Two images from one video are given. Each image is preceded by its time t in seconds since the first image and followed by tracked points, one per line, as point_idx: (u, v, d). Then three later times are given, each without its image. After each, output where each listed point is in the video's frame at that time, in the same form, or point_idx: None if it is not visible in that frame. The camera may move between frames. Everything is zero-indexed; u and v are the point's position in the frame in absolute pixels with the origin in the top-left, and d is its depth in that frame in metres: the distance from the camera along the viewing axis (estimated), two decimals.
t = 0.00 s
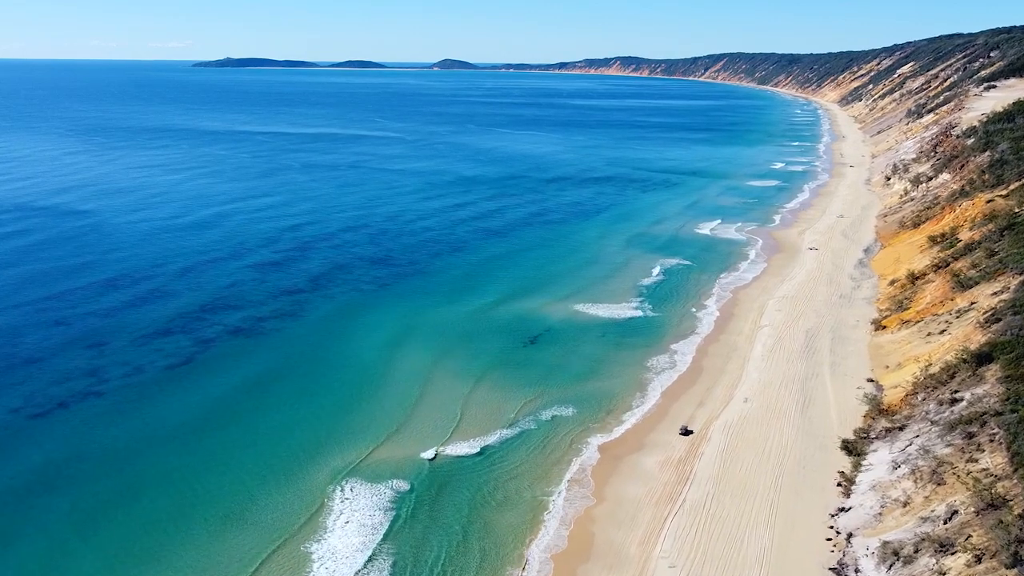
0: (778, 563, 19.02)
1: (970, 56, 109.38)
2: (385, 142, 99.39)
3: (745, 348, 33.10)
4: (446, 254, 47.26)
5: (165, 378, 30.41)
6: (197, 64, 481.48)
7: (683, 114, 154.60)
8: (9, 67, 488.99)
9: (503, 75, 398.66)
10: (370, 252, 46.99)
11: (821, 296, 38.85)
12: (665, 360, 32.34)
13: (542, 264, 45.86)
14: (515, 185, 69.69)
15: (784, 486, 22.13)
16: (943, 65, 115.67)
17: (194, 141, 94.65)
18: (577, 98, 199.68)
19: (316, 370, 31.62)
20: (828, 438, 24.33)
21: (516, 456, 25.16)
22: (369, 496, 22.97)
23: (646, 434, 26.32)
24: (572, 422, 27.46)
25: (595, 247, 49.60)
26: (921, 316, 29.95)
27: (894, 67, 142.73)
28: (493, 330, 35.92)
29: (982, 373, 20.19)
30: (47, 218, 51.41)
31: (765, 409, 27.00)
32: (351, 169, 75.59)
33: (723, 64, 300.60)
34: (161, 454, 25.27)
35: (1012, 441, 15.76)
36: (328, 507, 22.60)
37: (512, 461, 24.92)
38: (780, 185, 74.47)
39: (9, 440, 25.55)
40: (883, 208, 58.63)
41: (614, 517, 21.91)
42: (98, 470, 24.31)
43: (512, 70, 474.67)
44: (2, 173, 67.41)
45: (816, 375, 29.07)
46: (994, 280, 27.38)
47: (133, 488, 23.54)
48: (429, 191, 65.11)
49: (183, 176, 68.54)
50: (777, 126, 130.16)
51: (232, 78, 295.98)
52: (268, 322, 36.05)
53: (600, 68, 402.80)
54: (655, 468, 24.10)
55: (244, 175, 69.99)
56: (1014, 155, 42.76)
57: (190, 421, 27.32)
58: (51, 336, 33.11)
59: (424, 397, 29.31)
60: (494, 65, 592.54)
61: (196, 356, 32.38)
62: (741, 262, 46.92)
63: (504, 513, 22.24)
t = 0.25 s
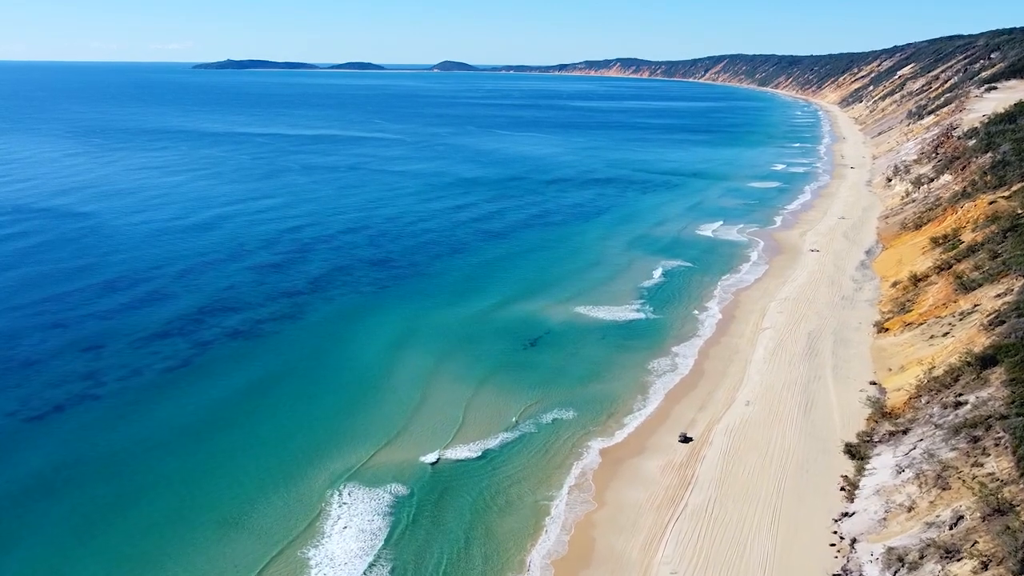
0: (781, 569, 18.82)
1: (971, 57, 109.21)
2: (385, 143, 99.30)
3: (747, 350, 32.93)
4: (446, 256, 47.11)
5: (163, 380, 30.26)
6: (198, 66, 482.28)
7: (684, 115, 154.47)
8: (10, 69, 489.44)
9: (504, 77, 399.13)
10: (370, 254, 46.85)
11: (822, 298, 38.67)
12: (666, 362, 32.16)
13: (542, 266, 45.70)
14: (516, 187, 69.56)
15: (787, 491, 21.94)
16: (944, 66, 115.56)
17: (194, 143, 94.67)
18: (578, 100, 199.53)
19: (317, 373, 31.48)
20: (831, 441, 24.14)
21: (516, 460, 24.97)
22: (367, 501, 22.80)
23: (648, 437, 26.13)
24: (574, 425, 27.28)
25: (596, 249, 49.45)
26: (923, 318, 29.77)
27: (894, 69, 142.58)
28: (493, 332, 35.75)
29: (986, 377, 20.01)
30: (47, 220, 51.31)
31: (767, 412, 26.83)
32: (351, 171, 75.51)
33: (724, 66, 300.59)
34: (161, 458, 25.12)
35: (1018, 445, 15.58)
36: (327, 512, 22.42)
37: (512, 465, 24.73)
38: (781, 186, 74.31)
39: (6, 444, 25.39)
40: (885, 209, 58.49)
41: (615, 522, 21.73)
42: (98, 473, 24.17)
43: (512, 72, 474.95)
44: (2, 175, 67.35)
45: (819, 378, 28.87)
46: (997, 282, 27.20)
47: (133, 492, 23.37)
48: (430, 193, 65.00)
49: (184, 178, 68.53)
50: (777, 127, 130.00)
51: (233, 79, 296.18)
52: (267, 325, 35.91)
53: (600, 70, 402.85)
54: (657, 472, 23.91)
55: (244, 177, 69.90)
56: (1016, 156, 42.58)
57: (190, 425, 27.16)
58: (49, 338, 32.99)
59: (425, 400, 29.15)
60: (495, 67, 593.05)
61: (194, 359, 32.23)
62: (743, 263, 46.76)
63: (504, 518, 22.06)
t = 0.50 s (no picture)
0: None
1: (971, 62, 109.27)
2: (386, 149, 99.36)
3: (748, 357, 32.77)
4: (446, 262, 47.03)
5: (161, 387, 30.12)
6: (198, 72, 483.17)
7: (684, 121, 154.58)
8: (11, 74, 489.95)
9: (505, 83, 399.77)
10: (370, 260, 46.77)
11: (824, 304, 38.54)
12: (667, 369, 32.01)
13: (542, 271, 45.60)
14: (516, 192, 69.55)
15: (790, 500, 21.73)
16: (944, 71, 115.60)
17: (195, 148, 94.67)
18: (579, 106, 199.60)
19: (317, 380, 31.33)
20: (834, 449, 23.95)
21: (517, 468, 24.79)
22: (366, 510, 22.63)
23: (649, 445, 25.94)
24: (575, 433, 27.10)
25: (596, 255, 49.33)
26: (926, 324, 29.62)
27: (894, 74, 142.76)
28: (494, 339, 35.61)
29: (991, 383, 19.84)
30: (47, 226, 51.25)
31: (769, 419, 26.66)
32: (351, 176, 75.50)
33: (724, 71, 301.18)
34: (161, 466, 24.94)
35: None
36: (325, 521, 22.23)
37: (513, 473, 24.55)
38: (782, 192, 74.25)
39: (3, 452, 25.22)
40: (886, 215, 58.38)
41: (617, 531, 21.53)
42: (98, 482, 24.00)
43: (512, 77, 476.11)
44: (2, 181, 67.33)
45: (821, 384, 28.71)
46: (1000, 288, 27.07)
47: (132, 501, 23.18)
48: (430, 199, 64.95)
49: (184, 184, 68.49)
50: (778, 133, 130.08)
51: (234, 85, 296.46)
52: (266, 331, 35.78)
53: (600, 75, 403.66)
54: (658, 480, 23.73)
55: (245, 182, 69.91)
56: (1018, 161, 42.48)
57: (190, 433, 26.99)
58: (47, 345, 32.89)
59: (427, 408, 28.98)
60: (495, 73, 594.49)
61: (192, 366, 32.10)
62: (743, 269, 46.63)
63: (505, 528, 21.87)
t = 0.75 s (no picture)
0: None
1: (970, 75, 109.63)
2: (386, 161, 99.54)
3: (750, 370, 32.57)
4: (446, 275, 46.91)
5: (158, 401, 29.91)
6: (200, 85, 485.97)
7: (684, 133, 154.93)
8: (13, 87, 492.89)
9: (505, 96, 401.39)
10: (369, 272, 46.67)
11: (826, 317, 38.36)
12: (669, 382, 31.78)
13: (543, 284, 45.48)
14: (517, 204, 69.54)
15: (794, 516, 21.45)
16: (944, 84, 115.96)
17: (196, 161, 94.90)
18: (579, 119, 200.35)
19: (318, 394, 31.09)
20: (837, 464, 23.68)
21: (518, 483, 24.52)
22: (363, 526, 22.36)
23: (650, 460, 25.69)
24: (577, 447, 26.84)
25: (597, 267, 49.24)
26: (929, 337, 29.45)
27: (893, 87, 143.20)
28: (494, 352, 35.42)
29: (996, 398, 19.64)
30: (46, 239, 51.20)
31: (772, 433, 26.42)
32: (352, 189, 75.56)
33: (723, 84, 302.39)
34: (159, 482, 24.65)
35: None
36: (323, 538, 21.95)
37: (513, 488, 24.29)
38: (783, 204, 74.25)
39: None
40: (887, 227, 58.33)
41: (618, 548, 21.25)
42: (95, 498, 23.74)
43: (512, 90, 478.58)
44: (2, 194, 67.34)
45: (823, 398, 28.49)
46: (1003, 300, 26.92)
47: (130, 518, 22.90)
48: (430, 211, 64.93)
49: (185, 196, 68.58)
50: (778, 145, 130.29)
51: (236, 98, 297.63)
52: (264, 345, 35.63)
53: (601, 88, 405.62)
54: (660, 495, 23.47)
55: (245, 195, 69.93)
56: (1019, 173, 42.45)
57: (189, 448, 26.72)
58: (43, 358, 32.70)
59: (427, 422, 28.75)
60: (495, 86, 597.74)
61: (189, 379, 31.91)
62: (744, 281, 46.50)
63: (505, 544, 21.59)
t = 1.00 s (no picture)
0: None
1: (969, 92, 110.18)
2: (387, 178, 99.85)
3: (752, 387, 32.37)
4: (446, 291, 46.83)
5: (154, 419, 29.71)
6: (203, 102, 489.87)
7: (684, 149, 155.52)
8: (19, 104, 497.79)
9: (506, 112, 403.89)
10: (369, 289, 46.60)
11: (827, 333, 38.19)
12: (670, 400, 31.55)
13: (543, 300, 45.37)
14: (517, 221, 69.61)
15: (798, 537, 21.15)
16: (942, 100, 116.51)
17: (197, 177, 95.29)
18: (580, 135, 201.26)
19: (319, 412, 30.88)
20: (841, 483, 23.41)
21: (518, 503, 24.25)
22: (361, 546, 22.09)
23: (652, 479, 25.41)
24: (578, 466, 26.56)
25: (597, 283, 49.18)
26: (932, 353, 29.29)
27: (892, 103, 143.91)
28: (494, 369, 35.24)
29: (1001, 415, 19.45)
30: (46, 256, 51.20)
31: (775, 452, 26.16)
32: (353, 205, 75.71)
33: (723, 100, 304.09)
34: (158, 501, 24.39)
35: None
36: (320, 559, 21.65)
37: (513, 508, 24.01)
38: (783, 220, 74.31)
39: None
40: (887, 243, 58.31)
41: (619, 569, 20.95)
42: (93, 517, 23.48)
43: (512, 107, 481.62)
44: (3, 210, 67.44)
45: (827, 415, 28.26)
46: (1006, 317, 26.80)
47: (127, 538, 22.63)
48: (431, 227, 64.98)
49: (186, 213, 68.75)
50: (777, 161, 130.81)
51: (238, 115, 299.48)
52: (262, 362, 35.48)
53: (600, 105, 408.11)
54: (663, 515, 23.18)
55: (245, 212, 70.03)
56: (1019, 189, 42.49)
57: (189, 466, 26.47)
58: (39, 376, 32.54)
59: (428, 440, 28.52)
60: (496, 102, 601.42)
61: (186, 397, 31.72)
62: (745, 298, 46.39)
63: (505, 565, 21.28)
